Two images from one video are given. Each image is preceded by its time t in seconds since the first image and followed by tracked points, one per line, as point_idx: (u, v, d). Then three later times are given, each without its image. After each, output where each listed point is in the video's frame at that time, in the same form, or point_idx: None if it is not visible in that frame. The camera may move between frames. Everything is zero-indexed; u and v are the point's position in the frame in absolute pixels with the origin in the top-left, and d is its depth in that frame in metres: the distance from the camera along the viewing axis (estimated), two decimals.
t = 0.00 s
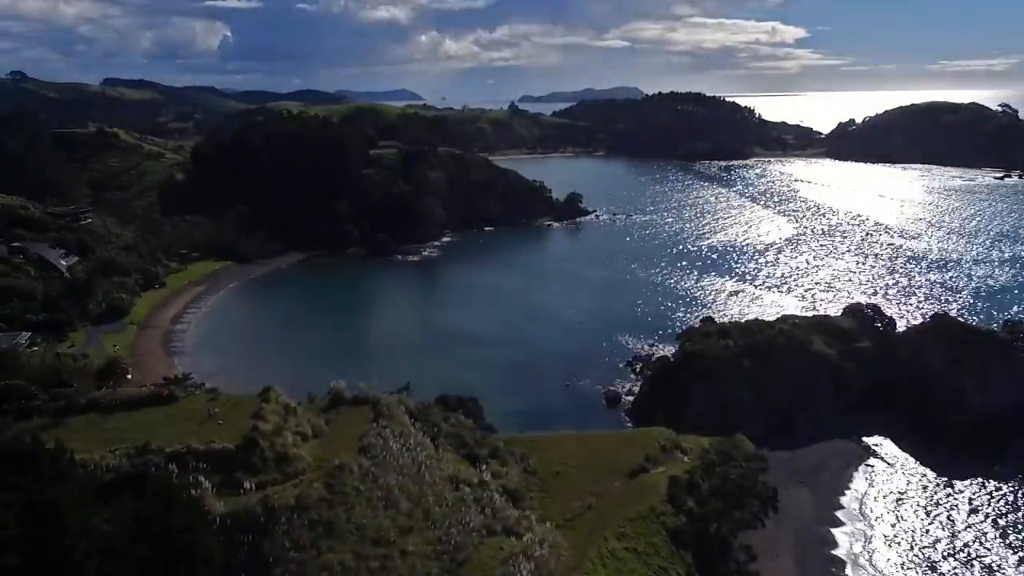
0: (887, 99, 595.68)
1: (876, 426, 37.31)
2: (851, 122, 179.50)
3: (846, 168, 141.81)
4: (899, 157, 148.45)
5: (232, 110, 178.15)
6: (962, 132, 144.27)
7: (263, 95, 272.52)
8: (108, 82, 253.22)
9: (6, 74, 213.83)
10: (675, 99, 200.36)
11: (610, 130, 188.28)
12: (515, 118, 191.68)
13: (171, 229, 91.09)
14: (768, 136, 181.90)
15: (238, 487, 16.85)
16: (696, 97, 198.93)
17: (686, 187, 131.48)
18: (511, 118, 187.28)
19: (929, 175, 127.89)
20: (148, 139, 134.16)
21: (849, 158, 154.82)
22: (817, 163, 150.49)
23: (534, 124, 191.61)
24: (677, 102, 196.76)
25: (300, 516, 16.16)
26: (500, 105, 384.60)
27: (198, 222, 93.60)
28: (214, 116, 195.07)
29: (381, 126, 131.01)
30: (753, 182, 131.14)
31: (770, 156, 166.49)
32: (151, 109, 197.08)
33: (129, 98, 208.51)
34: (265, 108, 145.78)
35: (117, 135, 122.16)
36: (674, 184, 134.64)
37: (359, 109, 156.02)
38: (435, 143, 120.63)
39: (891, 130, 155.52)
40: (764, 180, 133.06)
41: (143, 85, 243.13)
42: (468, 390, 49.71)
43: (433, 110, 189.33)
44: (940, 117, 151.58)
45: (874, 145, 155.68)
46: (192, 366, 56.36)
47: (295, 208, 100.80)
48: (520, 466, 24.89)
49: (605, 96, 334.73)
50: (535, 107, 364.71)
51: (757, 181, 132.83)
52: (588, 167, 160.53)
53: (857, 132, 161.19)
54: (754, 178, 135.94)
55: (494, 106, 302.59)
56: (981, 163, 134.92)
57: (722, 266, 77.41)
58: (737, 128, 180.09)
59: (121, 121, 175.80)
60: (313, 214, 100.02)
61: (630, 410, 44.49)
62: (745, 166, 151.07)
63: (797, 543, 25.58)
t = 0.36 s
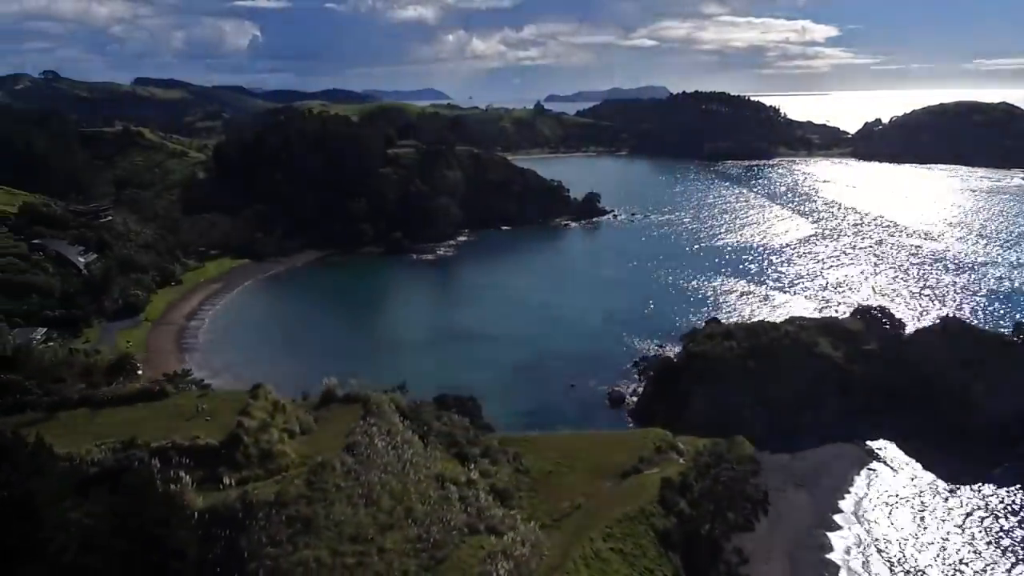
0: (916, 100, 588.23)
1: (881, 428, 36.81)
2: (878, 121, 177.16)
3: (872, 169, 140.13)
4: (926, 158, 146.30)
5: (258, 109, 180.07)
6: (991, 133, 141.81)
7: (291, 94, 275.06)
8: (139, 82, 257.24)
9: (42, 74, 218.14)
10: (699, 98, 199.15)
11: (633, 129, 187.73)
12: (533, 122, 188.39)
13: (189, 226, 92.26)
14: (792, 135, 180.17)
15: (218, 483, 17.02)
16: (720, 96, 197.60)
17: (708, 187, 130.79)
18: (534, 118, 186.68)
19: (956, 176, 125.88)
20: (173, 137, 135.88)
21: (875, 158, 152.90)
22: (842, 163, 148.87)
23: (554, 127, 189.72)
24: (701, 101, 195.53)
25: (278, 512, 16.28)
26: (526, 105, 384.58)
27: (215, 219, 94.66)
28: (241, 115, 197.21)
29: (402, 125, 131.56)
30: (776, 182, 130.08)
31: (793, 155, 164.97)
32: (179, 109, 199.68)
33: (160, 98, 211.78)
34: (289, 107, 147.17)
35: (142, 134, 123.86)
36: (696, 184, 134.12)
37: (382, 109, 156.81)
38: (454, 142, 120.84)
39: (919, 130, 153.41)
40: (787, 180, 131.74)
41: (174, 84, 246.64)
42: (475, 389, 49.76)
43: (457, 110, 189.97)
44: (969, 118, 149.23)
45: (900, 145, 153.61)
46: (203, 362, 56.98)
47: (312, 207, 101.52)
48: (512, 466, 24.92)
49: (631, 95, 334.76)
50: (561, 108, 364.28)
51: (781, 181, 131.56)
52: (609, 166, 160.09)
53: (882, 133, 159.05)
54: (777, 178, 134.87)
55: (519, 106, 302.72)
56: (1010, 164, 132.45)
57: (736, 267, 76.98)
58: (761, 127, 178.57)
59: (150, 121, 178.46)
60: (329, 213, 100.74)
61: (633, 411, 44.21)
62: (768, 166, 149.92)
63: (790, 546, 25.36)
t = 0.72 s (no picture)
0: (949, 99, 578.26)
1: (888, 431, 36.31)
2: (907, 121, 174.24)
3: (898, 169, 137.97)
4: (956, 158, 143.59)
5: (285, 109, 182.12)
6: None
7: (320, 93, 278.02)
8: (171, 81, 261.66)
9: (77, 74, 222.73)
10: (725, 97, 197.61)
11: (657, 130, 187.11)
12: (556, 125, 193.85)
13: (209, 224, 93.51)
14: (819, 135, 177.95)
15: (200, 478, 17.18)
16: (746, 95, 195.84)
17: (731, 187, 129.76)
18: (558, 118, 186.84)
19: (986, 177, 123.32)
20: (199, 136, 137.85)
21: (903, 158, 150.50)
22: (868, 163, 146.79)
23: (577, 128, 192.30)
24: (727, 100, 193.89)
25: (258, 507, 16.38)
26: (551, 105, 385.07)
27: (234, 217, 95.83)
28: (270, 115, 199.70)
29: (423, 124, 132.10)
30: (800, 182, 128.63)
31: (819, 155, 162.97)
32: (208, 110, 202.96)
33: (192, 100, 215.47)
34: (313, 107, 148.50)
35: (168, 133, 125.61)
36: (719, 184, 133.16)
37: (405, 109, 157.63)
38: (474, 142, 120.97)
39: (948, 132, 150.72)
40: (810, 180, 130.38)
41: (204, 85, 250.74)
42: (484, 389, 49.54)
43: (481, 110, 190.59)
44: (1001, 120, 146.31)
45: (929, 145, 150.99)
46: (215, 358, 57.50)
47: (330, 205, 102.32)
48: (504, 465, 24.94)
49: (660, 94, 333.12)
50: (588, 108, 363.89)
51: (804, 181, 130.27)
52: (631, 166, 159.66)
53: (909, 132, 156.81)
54: (802, 177, 133.37)
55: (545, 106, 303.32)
56: None
57: (752, 269, 76.47)
58: (787, 127, 176.67)
59: (178, 120, 181.22)
60: (346, 212, 101.43)
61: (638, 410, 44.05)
62: (793, 166, 148.34)
63: (784, 551, 25.16)
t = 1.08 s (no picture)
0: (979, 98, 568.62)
1: (892, 435, 35.89)
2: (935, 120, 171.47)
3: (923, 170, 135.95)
4: (984, 159, 141.17)
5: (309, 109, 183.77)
6: None
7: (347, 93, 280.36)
8: (199, 81, 265.17)
9: (108, 72, 226.46)
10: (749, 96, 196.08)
11: (679, 130, 186.27)
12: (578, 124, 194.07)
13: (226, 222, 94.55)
14: (844, 134, 175.85)
15: (181, 474, 17.37)
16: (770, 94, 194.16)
17: (752, 187, 128.79)
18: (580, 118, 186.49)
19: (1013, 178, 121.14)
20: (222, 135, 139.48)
21: (929, 159, 148.24)
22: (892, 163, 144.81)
23: (599, 128, 192.07)
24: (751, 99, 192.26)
25: (238, 502, 16.54)
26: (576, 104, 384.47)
27: (251, 215, 96.81)
28: (295, 115, 201.76)
29: (442, 124, 132.55)
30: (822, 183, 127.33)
31: (843, 155, 161.09)
32: (234, 110, 205.23)
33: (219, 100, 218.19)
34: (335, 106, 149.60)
35: (190, 132, 127.05)
36: (740, 184, 132.21)
37: (427, 108, 158.17)
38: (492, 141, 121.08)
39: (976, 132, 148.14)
40: (833, 180, 128.96)
41: (233, 84, 253.76)
42: (489, 388, 49.60)
43: (503, 110, 190.98)
44: None
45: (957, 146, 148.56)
46: (225, 355, 58.04)
47: (346, 204, 102.95)
48: (495, 465, 24.98)
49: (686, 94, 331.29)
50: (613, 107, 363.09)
51: (826, 181, 128.94)
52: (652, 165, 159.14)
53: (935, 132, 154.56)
54: (824, 178, 131.99)
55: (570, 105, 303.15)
56: None
57: (766, 270, 75.95)
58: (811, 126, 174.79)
59: (205, 120, 183.69)
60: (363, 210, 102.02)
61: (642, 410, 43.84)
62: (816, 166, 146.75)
63: (776, 554, 24.98)
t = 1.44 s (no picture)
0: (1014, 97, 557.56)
1: (895, 438, 35.39)
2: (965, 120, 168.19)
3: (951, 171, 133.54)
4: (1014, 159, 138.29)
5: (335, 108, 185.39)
6: None
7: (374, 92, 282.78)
8: (229, 79, 269.02)
9: (142, 71, 230.84)
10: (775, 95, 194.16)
11: (704, 130, 185.20)
12: (603, 125, 194.47)
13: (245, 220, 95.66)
14: (871, 134, 173.35)
15: (163, 467, 17.60)
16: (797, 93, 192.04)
17: (775, 187, 127.58)
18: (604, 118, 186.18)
19: None
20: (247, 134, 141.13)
21: (958, 159, 145.58)
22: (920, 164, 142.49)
23: (624, 129, 191.62)
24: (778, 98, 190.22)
25: (218, 496, 16.75)
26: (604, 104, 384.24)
27: (270, 213, 97.86)
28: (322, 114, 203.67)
29: (464, 123, 132.94)
30: (847, 183, 125.70)
31: (869, 155, 158.85)
32: (262, 108, 207.91)
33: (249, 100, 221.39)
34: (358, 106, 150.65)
35: (215, 131, 128.73)
36: (764, 184, 131.01)
37: (450, 108, 158.86)
38: (512, 141, 121.14)
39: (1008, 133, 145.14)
40: (857, 180, 127.33)
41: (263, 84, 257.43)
42: (495, 386, 49.54)
43: (527, 110, 191.27)
44: None
45: (987, 146, 145.69)
46: (236, 350, 58.66)
47: (364, 203, 103.60)
48: (486, 463, 25.03)
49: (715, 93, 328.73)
50: (641, 107, 362.39)
51: (850, 181, 127.37)
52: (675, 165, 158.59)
53: (965, 131, 152.03)
54: (849, 178, 130.25)
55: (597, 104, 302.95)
56: None
57: (781, 271, 75.40)
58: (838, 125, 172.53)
59: (234, 119, 186.32)
60: (380, 209, 102.62)
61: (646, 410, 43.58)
62: (842, 166, 144.81)
63: (768, 557, 24.81)
